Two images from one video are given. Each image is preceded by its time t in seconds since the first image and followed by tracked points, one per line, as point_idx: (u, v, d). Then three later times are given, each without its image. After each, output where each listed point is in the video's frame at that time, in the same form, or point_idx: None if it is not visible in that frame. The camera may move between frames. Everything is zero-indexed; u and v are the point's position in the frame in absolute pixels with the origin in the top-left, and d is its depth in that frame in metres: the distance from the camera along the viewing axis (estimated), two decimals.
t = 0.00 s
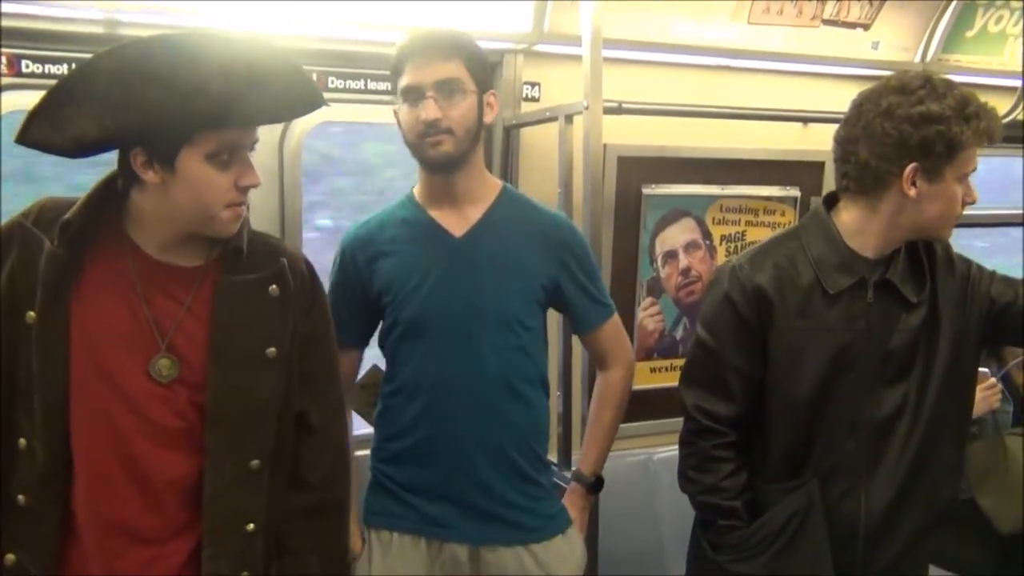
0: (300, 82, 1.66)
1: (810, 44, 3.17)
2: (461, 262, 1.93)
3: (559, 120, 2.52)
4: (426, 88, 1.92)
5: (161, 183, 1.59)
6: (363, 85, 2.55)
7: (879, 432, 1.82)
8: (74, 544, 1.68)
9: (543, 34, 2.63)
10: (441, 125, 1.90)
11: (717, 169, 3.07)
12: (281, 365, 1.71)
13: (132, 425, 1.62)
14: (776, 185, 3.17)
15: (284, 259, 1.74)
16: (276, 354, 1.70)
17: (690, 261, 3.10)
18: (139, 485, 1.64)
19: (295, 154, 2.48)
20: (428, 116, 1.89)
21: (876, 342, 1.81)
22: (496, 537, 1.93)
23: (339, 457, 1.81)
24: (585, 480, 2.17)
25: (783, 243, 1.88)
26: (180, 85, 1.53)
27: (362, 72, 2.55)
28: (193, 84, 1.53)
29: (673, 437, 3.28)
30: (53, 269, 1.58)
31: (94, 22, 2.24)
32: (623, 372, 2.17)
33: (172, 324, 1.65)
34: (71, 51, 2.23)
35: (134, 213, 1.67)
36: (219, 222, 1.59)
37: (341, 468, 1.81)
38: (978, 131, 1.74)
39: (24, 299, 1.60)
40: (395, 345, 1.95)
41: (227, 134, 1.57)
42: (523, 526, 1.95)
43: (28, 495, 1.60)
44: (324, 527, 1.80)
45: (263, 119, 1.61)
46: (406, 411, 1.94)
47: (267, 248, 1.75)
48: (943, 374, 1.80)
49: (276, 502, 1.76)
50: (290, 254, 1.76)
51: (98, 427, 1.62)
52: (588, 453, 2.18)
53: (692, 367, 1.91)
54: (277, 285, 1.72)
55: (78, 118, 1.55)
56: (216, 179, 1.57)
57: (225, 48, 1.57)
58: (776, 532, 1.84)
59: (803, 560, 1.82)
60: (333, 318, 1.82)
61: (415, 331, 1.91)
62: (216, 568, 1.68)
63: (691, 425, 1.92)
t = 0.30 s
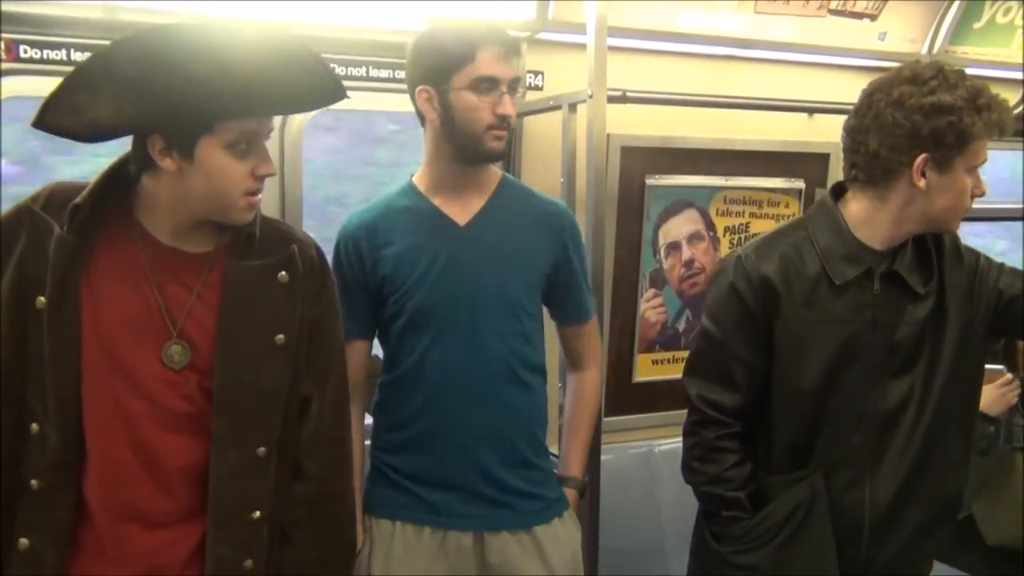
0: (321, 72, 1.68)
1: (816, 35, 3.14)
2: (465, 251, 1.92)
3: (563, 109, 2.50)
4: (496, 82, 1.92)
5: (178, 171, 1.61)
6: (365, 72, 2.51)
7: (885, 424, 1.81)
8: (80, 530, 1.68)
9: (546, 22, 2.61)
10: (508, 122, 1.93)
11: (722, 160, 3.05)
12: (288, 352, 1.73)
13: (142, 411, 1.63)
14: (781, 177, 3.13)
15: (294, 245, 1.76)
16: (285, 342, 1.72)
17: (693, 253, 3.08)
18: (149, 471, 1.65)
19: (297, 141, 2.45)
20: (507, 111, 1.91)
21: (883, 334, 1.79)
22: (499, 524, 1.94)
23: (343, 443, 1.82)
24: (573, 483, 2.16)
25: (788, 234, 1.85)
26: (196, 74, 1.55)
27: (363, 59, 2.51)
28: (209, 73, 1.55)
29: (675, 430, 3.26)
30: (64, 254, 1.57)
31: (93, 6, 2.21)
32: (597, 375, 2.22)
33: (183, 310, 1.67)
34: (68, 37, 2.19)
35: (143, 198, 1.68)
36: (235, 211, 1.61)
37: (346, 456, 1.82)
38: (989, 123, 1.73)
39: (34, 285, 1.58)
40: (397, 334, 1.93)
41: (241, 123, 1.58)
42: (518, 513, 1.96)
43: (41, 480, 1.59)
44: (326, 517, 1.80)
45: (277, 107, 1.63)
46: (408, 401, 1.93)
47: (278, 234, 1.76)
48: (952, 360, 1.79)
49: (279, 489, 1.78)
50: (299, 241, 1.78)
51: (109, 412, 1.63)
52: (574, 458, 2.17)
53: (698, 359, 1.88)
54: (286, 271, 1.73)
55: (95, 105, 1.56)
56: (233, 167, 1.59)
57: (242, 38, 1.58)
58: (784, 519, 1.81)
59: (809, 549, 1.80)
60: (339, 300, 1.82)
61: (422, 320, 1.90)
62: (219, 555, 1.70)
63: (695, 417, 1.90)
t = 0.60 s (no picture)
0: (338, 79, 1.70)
1: (810, 31, 3.15)
2: (468, 247, 1.95)
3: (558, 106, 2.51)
4: (518, 82, 1.95)
5: (190, 180, 1.61)
6: (360, 69, 2.48)
7: (878, 418, 1.82)
8: (100, 524, 1.67)
9: (542, 18, 2.62)
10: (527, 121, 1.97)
11: (717, 156, 3.06)
12: (287, 342, 1.75)
13: (150, 404, 1.64)
14: (775, 173, 3.15)
15: (288, 238, 1.78)
16: (285, 332, 1.75)
17: (688, 249, 3.09)
18: (161, 462, 1.66)
19: (293, 139, 2.45)
20: (528, 111, 1.95)
21: (874, 328, 1.80)
22: (503, 514, 1.99)
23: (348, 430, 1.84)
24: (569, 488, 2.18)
25: (779, 229, 1.87)
26: (216, 84, 1.56)
27: (359, 56, 2.48)
28: (231, 82, 1.57)
29: (670, 426, 3.26)
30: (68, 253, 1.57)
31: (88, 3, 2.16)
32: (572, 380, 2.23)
33: (187, 305, 1.68)
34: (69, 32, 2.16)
35: (140, 197, 1.68)
36: (242, 211, 1.64)
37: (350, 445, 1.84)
38: (974, 114, 1.73)
39: (38, 283, 1.58)
40: (400, 331, 1.93)
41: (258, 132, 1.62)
42: (517, 504, 2.01)
43: (52, 475, 1.58)
44: (331, 505, 1.81)
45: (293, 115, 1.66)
46: (413, 396, 1.94)
47: (272, 226, 1.78)
48: (944, 356, 1.80)
49: (289, 477, 1.79)
50: (293, 233, 1.80)
51: (116, 407, 1.63)
52: (563, 461, 2.22)
53: (690, 356, 1.91)
54: (282, 263, 1.76)
55: (118, 113, 1.55)
56: (240, 174, 1.61)
57: (265, 47, 1.59)
58: (774, 515, 1.82)
59: (800, 545, 1.81)
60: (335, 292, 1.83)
61: (425, 316, 1.91)
62: (239, 539, 1.72)
63: (688, 412, 1.91)
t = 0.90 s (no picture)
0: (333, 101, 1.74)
1: (801, 44, 3.17)
2: (460, 262, 1.96)
3: (551, 120, 2.52)
4: (510, 98, 2.00)
5: (187, 197, 1.64)
6: (355, 84, 2.49)
7: (866, 429, 1.83)
8: (91, 536, 1.69)
9: (534, 34, 2.66)
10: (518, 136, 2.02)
11: (709, 168, 3.07)
12: (276, 355, 1.77)
13: (143, 417, 1.66)
14: (768, 186, 3.17)
15: (278, 253, 1.80)
16: (273, 346, 1.76)
17: (682, 261, 3.11)
18: (152, 474, 1.68)
19: (288, 155, 2.44)
20: (519, 127, 2.00)
21: (858, 339, 1.81)
22: (500, 524, 2.01)
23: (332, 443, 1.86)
24: (558, 492, 2.22)
25: (762, 245, 1.88)
26: (217, 107, 1.59)
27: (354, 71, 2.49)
28: (233, 104, 1.59)
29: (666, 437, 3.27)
30: (61, 269, 1.59)
31: (86, 20, 2.22)
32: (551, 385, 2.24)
33: (178, 319, 1.70)
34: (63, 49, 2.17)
35: (132, 215, 1.69)
36: (236, 229, 1.66)
37: (331, 458, 1.85)
38: (946, 124, 1.74)
39: (31, 298, 1.59)
40: (396, 348, 1.93)
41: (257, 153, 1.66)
42: (517, 512, 2.04)
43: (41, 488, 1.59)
44: (320, 518, 1.83)
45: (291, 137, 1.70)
46: (410, 412, 1.95)
47: (261, 241, 1.80)
48: (930, 368, 1.81)
49: (275, 487, 1.80)
50: (283, 250, 1.82)
51: (110, 421, 1.64)
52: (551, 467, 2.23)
53: (676, 370, 1.94)
54: (270, 278, 1.77)
55: (117, 138, 1.57)
56: (235, 190, 1.64)
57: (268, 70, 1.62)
58: (760, 530, 1.83)
59: (787, 558, 1.81)
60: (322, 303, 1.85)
61: (420, 332, 1.92)
62: (225, 548, 1.73)
63: (675, 425, 1.94)
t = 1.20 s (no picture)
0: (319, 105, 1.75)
1: (797, 43, 3.18)
2: (458, 263, 1.96)
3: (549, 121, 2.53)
4: (503, 101, 2.00)
5: (174, 196, 1.64)
6: (352, 88, 2.52)
7: (867, 427, 1.82)
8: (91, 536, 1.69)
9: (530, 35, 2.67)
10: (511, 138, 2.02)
11: (708, 169, 3.07)
12: (277, 356, 1.75)
13: (144, 416, 1.66)
14: (766, 186, 3.15)
15: (278, 255, 1.79)
16: (274, 347, 1.74)
17: (681, 262, 3.11)
18: (153, 473, 1.68)
19: (284, 155, 2.47)
20: (513, 129, 2.00)
21: (856, 339, 1.81)
22: (501, 524, 2.01)
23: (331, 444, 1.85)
24: (558, 487, 2.19)
25: (759, 245, 1.89)
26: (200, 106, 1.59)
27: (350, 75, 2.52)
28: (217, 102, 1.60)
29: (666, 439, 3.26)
30: (70, 273, 1.60)
31: (79, 26, 2.22)
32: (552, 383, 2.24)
33: (180, 320, 1.69)
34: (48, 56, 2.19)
35: (134, 218, 1.70)
36: (228, 228, 1.66)
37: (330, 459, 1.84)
38: (939, 122, 1.73)
39: (37, 300, 1.59)
40: (396, 350, 1.93)
41: (244, 150, 1.64)
42: (518, 512, 2.03)
43: (46, 486, 1.60)
44: (319, 521, 1.82)
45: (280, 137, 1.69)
46: (410, 414, 1.95)
47: (261, 244, 1.79)
48: (931, 365, 1.81)
49: (272, 489, 1.78)
50: (283, 252, 1.81)
51: (113, 421, 1.65)
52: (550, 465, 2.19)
53: (677, 371, 1.94)
54: (272, 279, 1.76)
55: (99, 136, 1.58)
56: (224, 188, 1.63)
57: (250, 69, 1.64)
58: (762, 530, 1.83)
59: (788, 558, 1.81)
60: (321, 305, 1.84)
61: (421, 334, 1.91)
62: (225, 550, 1.72)
63: (676, 428, 1.93)
